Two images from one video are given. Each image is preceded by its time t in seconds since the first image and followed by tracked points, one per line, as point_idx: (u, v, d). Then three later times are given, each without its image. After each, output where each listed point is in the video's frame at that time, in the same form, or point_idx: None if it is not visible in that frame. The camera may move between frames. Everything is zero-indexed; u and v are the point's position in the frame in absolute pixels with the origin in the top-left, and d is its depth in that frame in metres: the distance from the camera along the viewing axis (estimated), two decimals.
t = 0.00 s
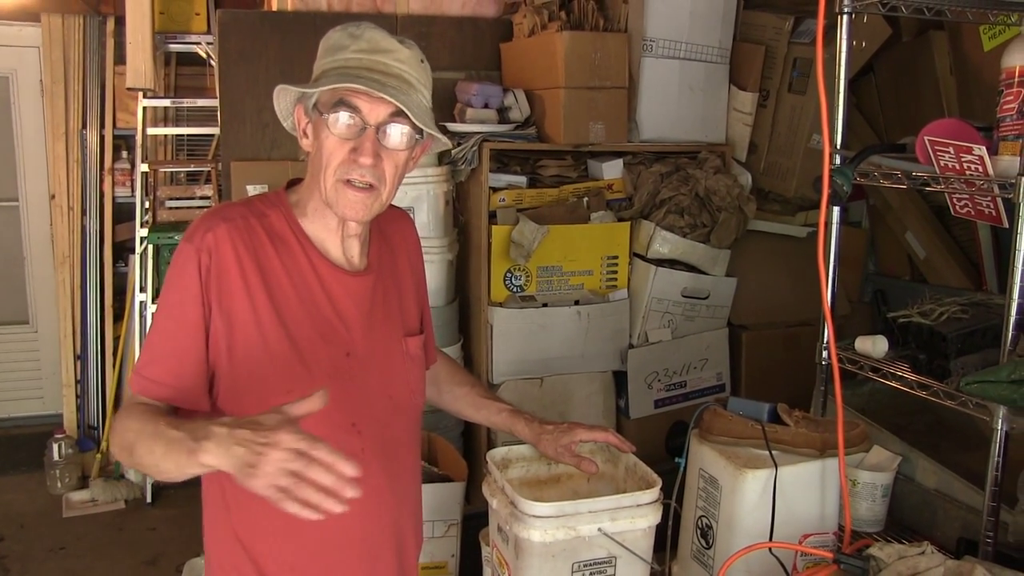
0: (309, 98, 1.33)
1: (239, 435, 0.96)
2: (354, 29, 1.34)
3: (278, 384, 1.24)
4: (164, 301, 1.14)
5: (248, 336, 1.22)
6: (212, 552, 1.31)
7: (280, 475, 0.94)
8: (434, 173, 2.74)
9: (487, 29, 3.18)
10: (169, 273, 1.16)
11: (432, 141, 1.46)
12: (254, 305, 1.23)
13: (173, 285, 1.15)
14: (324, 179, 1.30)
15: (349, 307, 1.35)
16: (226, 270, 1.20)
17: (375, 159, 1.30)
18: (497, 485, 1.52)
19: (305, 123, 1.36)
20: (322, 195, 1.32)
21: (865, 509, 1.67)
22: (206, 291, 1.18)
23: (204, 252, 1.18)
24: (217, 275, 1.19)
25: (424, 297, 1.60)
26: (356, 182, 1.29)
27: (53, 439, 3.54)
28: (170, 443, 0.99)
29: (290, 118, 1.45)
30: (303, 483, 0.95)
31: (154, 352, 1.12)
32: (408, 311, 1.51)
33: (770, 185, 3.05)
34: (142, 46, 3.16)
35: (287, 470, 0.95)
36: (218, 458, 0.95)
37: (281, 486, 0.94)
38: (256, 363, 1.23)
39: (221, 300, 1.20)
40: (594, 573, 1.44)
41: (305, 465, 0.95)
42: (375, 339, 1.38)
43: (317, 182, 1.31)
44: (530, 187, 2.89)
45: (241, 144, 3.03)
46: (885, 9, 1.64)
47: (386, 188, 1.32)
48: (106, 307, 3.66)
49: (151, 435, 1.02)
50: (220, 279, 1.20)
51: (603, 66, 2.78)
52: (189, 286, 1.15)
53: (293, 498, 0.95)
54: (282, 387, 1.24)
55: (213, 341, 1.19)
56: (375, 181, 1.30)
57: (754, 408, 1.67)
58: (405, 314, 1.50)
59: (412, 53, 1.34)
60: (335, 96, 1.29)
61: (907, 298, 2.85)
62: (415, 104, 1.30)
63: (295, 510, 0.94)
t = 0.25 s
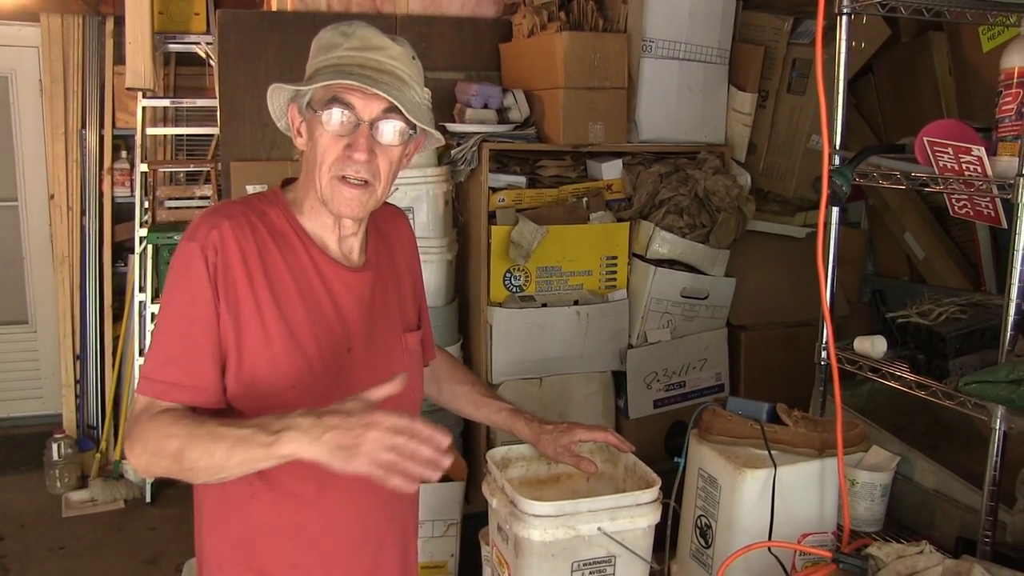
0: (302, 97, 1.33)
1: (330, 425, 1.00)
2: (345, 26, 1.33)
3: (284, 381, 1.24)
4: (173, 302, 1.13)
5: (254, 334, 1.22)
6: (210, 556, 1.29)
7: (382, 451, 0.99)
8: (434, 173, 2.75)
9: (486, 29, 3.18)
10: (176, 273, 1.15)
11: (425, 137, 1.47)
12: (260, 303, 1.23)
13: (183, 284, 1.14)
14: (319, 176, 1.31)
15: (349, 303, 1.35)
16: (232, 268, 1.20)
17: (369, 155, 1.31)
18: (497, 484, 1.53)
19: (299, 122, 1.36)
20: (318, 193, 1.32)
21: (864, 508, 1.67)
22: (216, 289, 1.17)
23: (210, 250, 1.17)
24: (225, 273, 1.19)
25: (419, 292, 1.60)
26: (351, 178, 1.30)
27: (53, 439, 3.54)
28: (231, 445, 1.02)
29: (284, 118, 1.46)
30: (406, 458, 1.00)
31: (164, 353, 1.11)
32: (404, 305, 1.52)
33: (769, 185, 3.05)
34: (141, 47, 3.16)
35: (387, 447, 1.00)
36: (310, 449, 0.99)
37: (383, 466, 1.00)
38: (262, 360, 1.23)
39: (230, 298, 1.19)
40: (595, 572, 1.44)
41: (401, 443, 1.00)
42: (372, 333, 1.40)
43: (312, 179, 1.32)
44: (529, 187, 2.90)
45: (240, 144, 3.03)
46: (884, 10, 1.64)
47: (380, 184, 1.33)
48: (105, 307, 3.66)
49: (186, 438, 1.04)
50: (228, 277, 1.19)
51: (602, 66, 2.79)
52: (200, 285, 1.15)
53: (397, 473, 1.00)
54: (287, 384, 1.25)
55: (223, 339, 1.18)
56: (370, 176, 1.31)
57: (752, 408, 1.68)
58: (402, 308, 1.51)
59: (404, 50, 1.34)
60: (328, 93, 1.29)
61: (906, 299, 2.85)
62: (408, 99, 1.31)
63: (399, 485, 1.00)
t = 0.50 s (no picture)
0: (303, 95, 1.33)
1: (322, 402, 1.00)
2: (345, 25, 1.34)
3: (290, 375, 1.25)
4: (177, 296, 1.14)
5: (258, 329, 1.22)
6: (214, 554, 1.29)
7: (370, 422, 0.99)
8: (435, 172, 2.75)
9: (487, 29, 3.19)
10: (180, 268, 1.15)
11: (425, 135, 1.47)
12: (264, 298, 1.23)
13: (187, 279, 1.14)
14: (321, 173, 1.31)
15: (353, 298, 1.35)
16: (236, 262, 1.20)
17: (371, 152, 1.31)
18: (499, 483, 1.53)
19: (300, 121, 1.36)
20: (320, 190, 1.32)
21: (865, 507, 1.68)
22: (219, 284, 1.17)
23: (213, 245, 1.18)
24: (229, 268, 1.19)
25: (421, 289, 1.61)
26: (352, 175, 1.30)
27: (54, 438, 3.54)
28: (223, 433, 1.02)
29: (284, 118, 1.46)
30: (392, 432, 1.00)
31: (168, 348, 1.12)
32: (408, 301, 1.53)
33: (770, 184, 3.05)
34: (143, 46, 3.16)
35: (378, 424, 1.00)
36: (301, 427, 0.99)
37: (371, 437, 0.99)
38: (267, 355, 1.23)
39: (234, 292, 1.20)
40: (596, 570, 1.44)
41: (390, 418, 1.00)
42: (378, 329, 1.40)
43: (313, 177, 1.32)
44: (530, 186, 2.90)
45: (242, 144, 3.04)
46: (886, 9, 1.64)
47: (381, 181, 1.33)
48: (106, 306, 3.66)
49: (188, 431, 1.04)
50: (232, 272, 1.20)
51: (603, 65, 2.79)
52: (204, 280, 1.15)
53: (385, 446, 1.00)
54: (293, 378, 1.25)
55: (227, 333, 1.19)
56: (371, 173, 1.31)
57: (754, 407, 1.68)
58: (406, 305, 1.51)
59: (404, 48, 1.34)
60: (329, 91, 1.29)
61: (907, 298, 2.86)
62: (409, 96, 1.31)
63: (386, 458, 1.00)
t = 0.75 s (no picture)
0: (304, 94, 1.34)
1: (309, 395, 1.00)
2: (346, 23, 1.34)
3: (290, 370, 1.25)
4: (176, 292, 1.14)
5: (258, 325, 1.23)
6: (217, 549, 1.30)
7: (351, 410, 0.99)
8: (437, 169, 2.75)
9: (488, 27, 3.19)
10: (180, 263, 1.16)
11: (426, 132, 1.47)
12: (264, 294, 1.23)
13: (186, 275, 1.15)
14: (322, 172, 1.31)
15: (355, 294, 1.36)
16: (236, 258, 1.21)
17: (373, 151, 1.31)
18: (501, 479, 1.53)
19: (302, 119, 1.36)
20: (321, 187, 1.32)
21: (866, 504, 1.68)
22: (218, 280, 1.18)
23: (213, 241, 1.19)
24: (228, 264, 1.20)
25: (425, 285, 1.61)
26: (354, 174, 1.30)
27: (55, 436, 3.56)
28: (222, 423, 1.02)
29: (285, 115, 1.46)
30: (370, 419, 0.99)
31: (167, 343, 1.13)
32: (411, 298, 1.52)
33: (771, 182, 3.05)
34: (144, 43, 3.15)
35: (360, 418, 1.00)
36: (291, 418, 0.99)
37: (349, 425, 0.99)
38: (268, 351, 1.23)
39: (233, 288, 1.20)
40: (598, 566, 1.45)
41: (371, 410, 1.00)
42: (381, 325, 1.39)
43: (314, 175, 1.32)
44: (531, 184, 2.90)
45: (244, 142, 3.04)
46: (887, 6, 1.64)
47: (382, 179, 1.34)
48: (108, 304, 3.66)
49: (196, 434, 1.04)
50: (231, 268, 1.20)
51: (604, 63, 2.79)
52: (203, 277, 1.16)
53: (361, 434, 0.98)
54: (294, 373, 1.25)
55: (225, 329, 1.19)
56: (373, 172, 1.31)
57: (755, 403, 1.69)
58: (409, 301, 1.52)
59: (405, 47, 1.34)
60: (331, 91, 1.30)
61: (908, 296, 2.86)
62: (410, 95, 1.31)
63: (363, 447, 0.98)
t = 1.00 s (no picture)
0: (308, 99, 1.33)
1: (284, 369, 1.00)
2: (349, 28, 1.34)
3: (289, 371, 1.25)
4: (175, 294, 1.16)
5: (257, 326, 1.23)
6: (218, 548, 1.31)
7: (321, 376, 0.97)
8: (436, 170, 2.76)
9: (488, 28, 3.20)
10: (178, 266, 1.17)
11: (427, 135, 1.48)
12: (262, 295, 1.24)
13: (184, 277, 1.16)
14: (325, 178, 1.31)
15: (354, 295, 1.36)
16: (234, 260, 1.22)
17: (378, 159, 1.32)
18: (500, 479, 1.54)
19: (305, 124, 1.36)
20: (322, 191, 1.33)
21: (864, 504, 1.69)
22: (216, 282, 1.19)
23: (212, 244, 1.20)
24: (226, 266, 1.21)
25: (424, 287, 1.61)
26: (359, 182, 1.31)
27: (55, 436, 3.56)
28: (224, 422, 1.02)
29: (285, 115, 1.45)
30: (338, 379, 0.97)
31: (166, 345, 1.14)
32: (410, 299, 1.53)
33: (770, 183, 3.06)
34: (144, 44, 3.16)
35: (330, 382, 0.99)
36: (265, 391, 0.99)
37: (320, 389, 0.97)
38: (267, 352, 1.24)
39: (231, 290, 1.21)
40: (597, 566, 1.46)
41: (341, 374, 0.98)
42: (381, 326, 1.40)
43: (318, 180, 1.33)
44: (531, 185, 2.91)
45: (244, 142, 3.05)
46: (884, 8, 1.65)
47: (387, 186, 1.34)
48: (107, 305, 3.67)
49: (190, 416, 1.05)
50: (229, 269, 1.21)
51: (604, 65, 2.80)
52: (200, 278, 1.17)
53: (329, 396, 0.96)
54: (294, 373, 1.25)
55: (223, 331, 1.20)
56: (378, 180, 1.32)
57: (754, 403, 1.71)
58: (409, 302, 1.52)
59: (409, 53, 1.35)
60: (337, 99, 1.30)
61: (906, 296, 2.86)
62: (416, 103, 1.32)
63: (333, 411, 0.96)
